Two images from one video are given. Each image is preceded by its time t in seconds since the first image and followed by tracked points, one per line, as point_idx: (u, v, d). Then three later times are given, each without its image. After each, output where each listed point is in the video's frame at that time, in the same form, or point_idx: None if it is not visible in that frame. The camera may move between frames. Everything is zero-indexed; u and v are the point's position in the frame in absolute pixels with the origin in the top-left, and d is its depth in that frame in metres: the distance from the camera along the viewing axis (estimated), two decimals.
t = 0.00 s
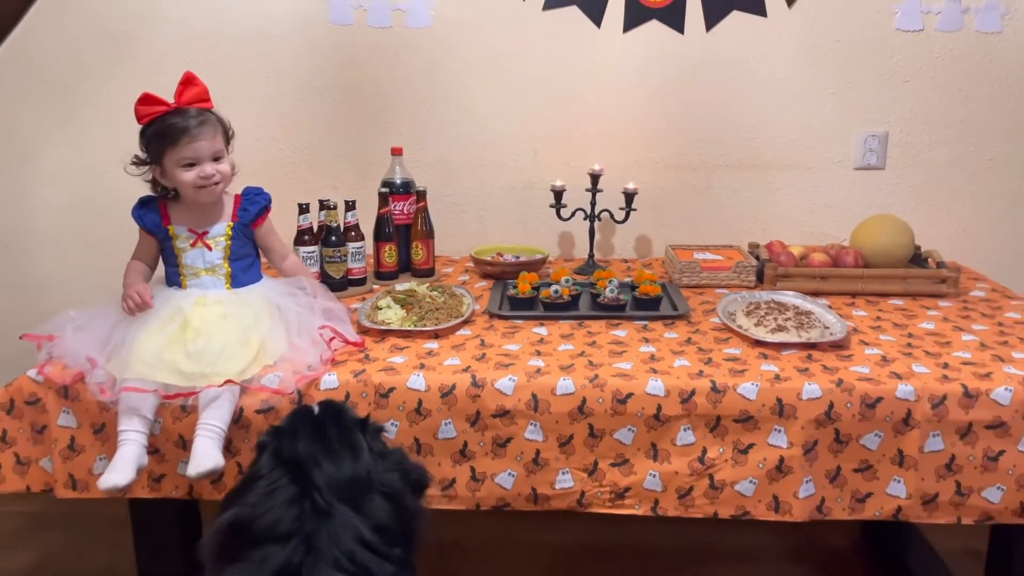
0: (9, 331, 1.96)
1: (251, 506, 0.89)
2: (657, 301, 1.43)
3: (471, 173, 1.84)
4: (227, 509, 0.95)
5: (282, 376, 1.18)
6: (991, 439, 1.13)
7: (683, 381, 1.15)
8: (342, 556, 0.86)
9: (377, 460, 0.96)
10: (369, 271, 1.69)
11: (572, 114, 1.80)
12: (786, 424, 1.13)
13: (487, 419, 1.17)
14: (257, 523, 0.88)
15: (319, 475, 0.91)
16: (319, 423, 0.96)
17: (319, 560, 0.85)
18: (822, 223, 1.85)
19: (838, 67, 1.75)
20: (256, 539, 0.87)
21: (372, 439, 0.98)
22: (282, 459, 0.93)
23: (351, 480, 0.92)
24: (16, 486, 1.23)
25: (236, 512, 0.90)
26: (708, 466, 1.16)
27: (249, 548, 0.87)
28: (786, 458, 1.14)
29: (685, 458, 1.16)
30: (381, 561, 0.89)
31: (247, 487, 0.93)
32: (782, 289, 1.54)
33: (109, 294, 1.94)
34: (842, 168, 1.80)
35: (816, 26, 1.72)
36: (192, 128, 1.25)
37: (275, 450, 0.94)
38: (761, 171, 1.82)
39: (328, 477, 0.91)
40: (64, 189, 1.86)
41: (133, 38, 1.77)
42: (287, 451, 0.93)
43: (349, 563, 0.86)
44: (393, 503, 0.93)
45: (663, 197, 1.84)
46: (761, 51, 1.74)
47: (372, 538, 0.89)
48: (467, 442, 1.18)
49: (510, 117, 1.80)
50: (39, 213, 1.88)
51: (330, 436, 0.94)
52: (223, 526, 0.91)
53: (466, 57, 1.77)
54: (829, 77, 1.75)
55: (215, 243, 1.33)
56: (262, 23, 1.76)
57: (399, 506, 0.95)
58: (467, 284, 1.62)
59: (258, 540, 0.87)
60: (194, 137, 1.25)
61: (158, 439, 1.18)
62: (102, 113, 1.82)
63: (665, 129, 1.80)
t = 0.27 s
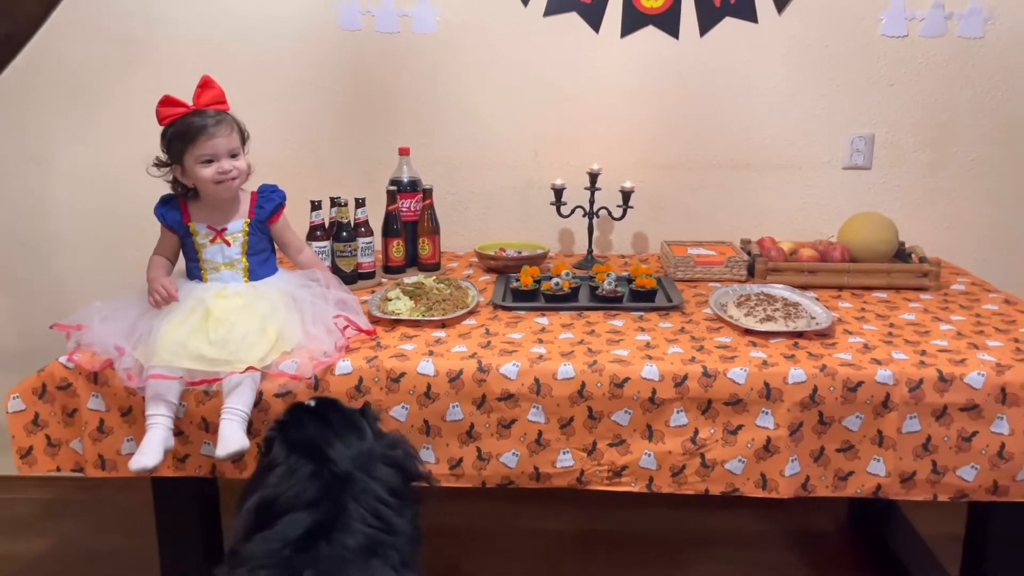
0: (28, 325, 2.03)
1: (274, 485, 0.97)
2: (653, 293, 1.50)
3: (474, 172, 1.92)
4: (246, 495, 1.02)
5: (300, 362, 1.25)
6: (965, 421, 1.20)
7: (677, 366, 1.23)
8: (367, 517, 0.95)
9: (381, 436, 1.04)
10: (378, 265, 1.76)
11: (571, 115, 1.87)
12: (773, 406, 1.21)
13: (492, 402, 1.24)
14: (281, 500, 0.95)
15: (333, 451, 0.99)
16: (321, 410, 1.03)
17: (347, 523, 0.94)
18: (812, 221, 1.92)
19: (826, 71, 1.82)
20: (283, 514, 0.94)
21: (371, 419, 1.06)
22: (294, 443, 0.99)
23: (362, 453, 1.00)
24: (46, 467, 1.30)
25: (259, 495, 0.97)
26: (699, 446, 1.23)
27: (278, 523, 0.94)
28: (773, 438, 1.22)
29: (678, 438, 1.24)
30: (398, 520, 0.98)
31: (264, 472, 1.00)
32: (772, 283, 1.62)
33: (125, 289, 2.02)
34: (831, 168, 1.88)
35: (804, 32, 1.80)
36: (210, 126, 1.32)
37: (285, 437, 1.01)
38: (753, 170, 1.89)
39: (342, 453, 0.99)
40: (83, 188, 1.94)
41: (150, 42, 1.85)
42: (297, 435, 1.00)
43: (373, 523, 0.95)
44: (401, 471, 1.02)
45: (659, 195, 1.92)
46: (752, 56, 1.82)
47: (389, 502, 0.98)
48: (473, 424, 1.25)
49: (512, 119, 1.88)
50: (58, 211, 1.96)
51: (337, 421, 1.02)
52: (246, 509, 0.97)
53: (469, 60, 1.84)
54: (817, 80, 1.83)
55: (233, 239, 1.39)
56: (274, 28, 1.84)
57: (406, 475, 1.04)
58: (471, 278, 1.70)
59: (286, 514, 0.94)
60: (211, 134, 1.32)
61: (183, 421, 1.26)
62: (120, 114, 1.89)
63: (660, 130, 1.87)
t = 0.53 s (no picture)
0: (32, 326, 2.08)
1: (274, 476, 1.01)
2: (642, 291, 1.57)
3: (469, 175, 1.98)
4: (247, 492, 1.06)
5: (305, 357, 1.31)
6: (937, 409, 1.27)
7: (665, 358, 1.29)
8: (366, 492, 1.01)
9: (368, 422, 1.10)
10: (376, 265, 1.82)
11: (562, 121, 1.94)
12: (756, 396, 1.27)
13: (490, 394, 1.30)
14: (283, 488, 1.00)
15: (324, 439, 1.04)
16: (307, 407, 1.08)
17: (348, 500, 0.99)
18: (795, 222, 1.99)
19: (807, 77, 1.90)
20: (286, 502, 0.99)
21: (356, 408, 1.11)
22: (286, 437, 1.04)
23: (352, 438, 1.05)
24: (59, 460, 1.35)
25: (261, 488, 1.02)
26: (687, 435, 1.29)
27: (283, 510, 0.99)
28: (756, 427, 1.28)
29: (667, 428, 1.30)
30: (395, 493, 1.04)
31: (263, 468, 1.05)
32: (756, 281, 1.69)
33: (128, 290, 2.07)
34: (812, 170, 1.95)
35: (786, 40, 1.87)
36: (214, 132, 1.37)
37: (276, 435, 1.06)
38: (738, 173, 1.96)
39: (334, 440, 1.04)
40: (88, 192, 1.99)
41: (153, 50, 1.90)
42: (288, 429, 1.05)
43: (372, 498, 1.01)
44: (391, 449, 1.08)
45: (647, 197, 1.98)
46: (736, 62, 1.89)
47: (384, 477, 1.03)
48: (472, 415, 1.31)
49: (505, 124, 1.94)
50: (63, 214, 2.01)
51: (325, 415, 1.07)
52: (249, 504, 1.02)
53: (464, 68, 1.91)
54: (799, 86, 1.90)
55: (238, 241, 1.44)
56: (274, 36, 1.89)
57: (397, 454, 1.09)
58: (467, 278, 1.75)
59: (289, 501, 0.99)
60: (216, 140, 1.37)
61: (192, 416, 1.31)
62: (124, 120, 1.95)
63: (648, 135, 1.94)
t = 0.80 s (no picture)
0: (30, 329, 2.13)
1: (271, 465, 1.07)
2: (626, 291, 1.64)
3: (458, 182, 2.04)
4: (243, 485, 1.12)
5: (303, 355, 1.36)
6: (903, 400, 1.34)
7: (647, 354, 1.36)
8: (359, 476, 1.08)
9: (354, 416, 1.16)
10: (369, 269, 1.88)
11: (548, 129, 2.01)
12: (733, 389, 1.35)
13: (481, 389, 1.36)
14: (281, 476, 1.06)
15: (316, 430, 1.10)
16: (296, 404, 1.14)
17: (343, 483, 1.06)
18: (773, 226, 2.07)
19: (782, 87, 1.98)
20: (285, 488, 1.05)
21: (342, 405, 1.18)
22: (279, 430, 1.10)
23: (343, 428, 1.12)
24: (65, 455, 1.40)
25: (259, 478, 1.08)
26: (668, 426, 1.36)
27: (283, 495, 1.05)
28: (733, 418, 1.35)
29: (649, 420, 1.37)
30: (385, 477, 1.11)
31: (258, 459, 1.11)
32: (735, 282, 1.76)
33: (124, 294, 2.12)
34: (788, 177, 2.03)
35: (762, 51, 1.96)
36: (214, 139, 1.43)
37: (269, 429, 1.12)
38: (717, 179, 2.04)
39: (326, 430, 1.11)
40: (86, 198, 2.04)
41: (150, 61, 1.96)
42: (280, 423, 1.11)
43: (365, 480, 1.08)
44: (377, 439, 1.15)
45: (630, 203, 2.06)
46: (714, 73, 1.97)
47: (374, 463, 1.11)
48: (464, 410, 1.37)
49: (493, 132, 2.01)
50: (62, 220, 2.06)
51: (315, 410, 1.13)
52: (249, 494, 1.08)
53: (453, 77, 1.98)
54: (775, 96, 1.98)
55: (237, 243, 1.50)
56: (269, 47, 1.96)
57: (384, 442, 1.16)
58: (457, 280, 1.82)
59: (287, 486, 1.05)
60: (216, 146, 1.43)
61: (195, 412, 1.36)
62: (121, 128, 2.00)
63: (631, 142, 2.02)
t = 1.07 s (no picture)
0: (27, 333, 2.17)
1: (266, 461, 1.12)
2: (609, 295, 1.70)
3: (448, 190, 2.10)
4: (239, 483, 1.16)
5: (297, 355, 1.42)
6: (872, 400, 1.40)
7: (627, 354, 1.42)
8: (351, 470, 1.13)
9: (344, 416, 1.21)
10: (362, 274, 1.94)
11: (536, 139, 2.08)
12: (709, 388, 1.41)
13: (468, 388, 1.42)
14: (276, 470, 1.10)
15: (308, 429, 1.15)
16: (287, 404, 1.19)
17: (336, 476, 1.11)
18: (753, 234, 2.13)
19: (761, 100, 2.05)
20: (280, 482, 1.10)
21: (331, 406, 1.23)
22: (272, 429, 1.15)
23: (335, 426, 1.17)
24: (66, 452, 1.45)
25: (254, 475, 1.12)
26: (647, 424, 1.42)
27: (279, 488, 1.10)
28: (710, 416, 1.41)
29: (629, 418, 1.42)
30: (375, 471, 1.16)
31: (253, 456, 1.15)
32: (715, 287, 1.82)
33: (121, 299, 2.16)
34: (768, 186, 2.10)
35: (742, 65, 2.03)
36: (212, 147, 1.49)
37: (262, 427, 1.16)
38: (699, 188, 2.10)
39: (317, 428, 1.16)
40: (85, 204, 2.10)
41: (149, 72, 2.02)
42: (273, 423, 1.16)
43: (357, 474, 1.13)
44: (367, 437, 1.20)
45: (615, 211, 2.12)
46: (696, 86, 2.04)
47: (364, 458, 1.16)
48: (451, 408, 1.43)
49: (482, 142, 2.08)
50: (61, 227, 2.11)
51: (306, 410, 1.18)
52: (244, 490, 1.12)
53: (443, 89, 2.04)
54: (754, 108, 2.05)
55: (234, 247, 1.55)
56: (265, 59, 2.02)
57: (373, 439, 1.21)
58: (447, 285, 1.87)
59: (283, 481, 1.10)
60: (214, 154, 1.48)
61: (192, 410, 1.41)
62: (119, 137, 2.06)
63: (616, 152, 2.08)
